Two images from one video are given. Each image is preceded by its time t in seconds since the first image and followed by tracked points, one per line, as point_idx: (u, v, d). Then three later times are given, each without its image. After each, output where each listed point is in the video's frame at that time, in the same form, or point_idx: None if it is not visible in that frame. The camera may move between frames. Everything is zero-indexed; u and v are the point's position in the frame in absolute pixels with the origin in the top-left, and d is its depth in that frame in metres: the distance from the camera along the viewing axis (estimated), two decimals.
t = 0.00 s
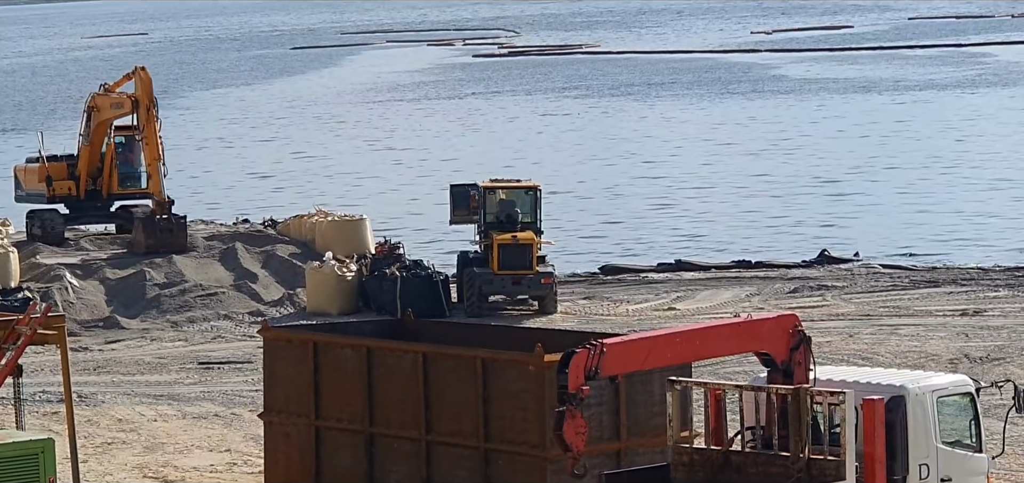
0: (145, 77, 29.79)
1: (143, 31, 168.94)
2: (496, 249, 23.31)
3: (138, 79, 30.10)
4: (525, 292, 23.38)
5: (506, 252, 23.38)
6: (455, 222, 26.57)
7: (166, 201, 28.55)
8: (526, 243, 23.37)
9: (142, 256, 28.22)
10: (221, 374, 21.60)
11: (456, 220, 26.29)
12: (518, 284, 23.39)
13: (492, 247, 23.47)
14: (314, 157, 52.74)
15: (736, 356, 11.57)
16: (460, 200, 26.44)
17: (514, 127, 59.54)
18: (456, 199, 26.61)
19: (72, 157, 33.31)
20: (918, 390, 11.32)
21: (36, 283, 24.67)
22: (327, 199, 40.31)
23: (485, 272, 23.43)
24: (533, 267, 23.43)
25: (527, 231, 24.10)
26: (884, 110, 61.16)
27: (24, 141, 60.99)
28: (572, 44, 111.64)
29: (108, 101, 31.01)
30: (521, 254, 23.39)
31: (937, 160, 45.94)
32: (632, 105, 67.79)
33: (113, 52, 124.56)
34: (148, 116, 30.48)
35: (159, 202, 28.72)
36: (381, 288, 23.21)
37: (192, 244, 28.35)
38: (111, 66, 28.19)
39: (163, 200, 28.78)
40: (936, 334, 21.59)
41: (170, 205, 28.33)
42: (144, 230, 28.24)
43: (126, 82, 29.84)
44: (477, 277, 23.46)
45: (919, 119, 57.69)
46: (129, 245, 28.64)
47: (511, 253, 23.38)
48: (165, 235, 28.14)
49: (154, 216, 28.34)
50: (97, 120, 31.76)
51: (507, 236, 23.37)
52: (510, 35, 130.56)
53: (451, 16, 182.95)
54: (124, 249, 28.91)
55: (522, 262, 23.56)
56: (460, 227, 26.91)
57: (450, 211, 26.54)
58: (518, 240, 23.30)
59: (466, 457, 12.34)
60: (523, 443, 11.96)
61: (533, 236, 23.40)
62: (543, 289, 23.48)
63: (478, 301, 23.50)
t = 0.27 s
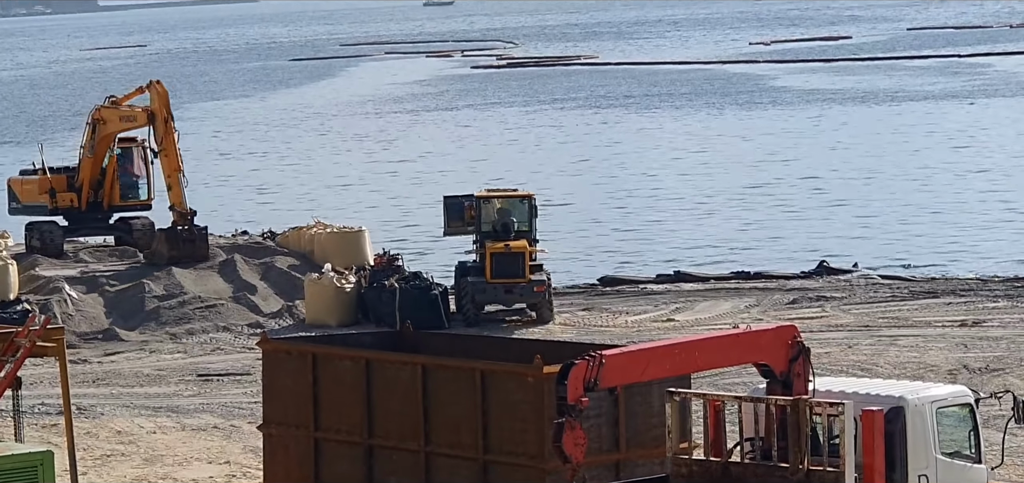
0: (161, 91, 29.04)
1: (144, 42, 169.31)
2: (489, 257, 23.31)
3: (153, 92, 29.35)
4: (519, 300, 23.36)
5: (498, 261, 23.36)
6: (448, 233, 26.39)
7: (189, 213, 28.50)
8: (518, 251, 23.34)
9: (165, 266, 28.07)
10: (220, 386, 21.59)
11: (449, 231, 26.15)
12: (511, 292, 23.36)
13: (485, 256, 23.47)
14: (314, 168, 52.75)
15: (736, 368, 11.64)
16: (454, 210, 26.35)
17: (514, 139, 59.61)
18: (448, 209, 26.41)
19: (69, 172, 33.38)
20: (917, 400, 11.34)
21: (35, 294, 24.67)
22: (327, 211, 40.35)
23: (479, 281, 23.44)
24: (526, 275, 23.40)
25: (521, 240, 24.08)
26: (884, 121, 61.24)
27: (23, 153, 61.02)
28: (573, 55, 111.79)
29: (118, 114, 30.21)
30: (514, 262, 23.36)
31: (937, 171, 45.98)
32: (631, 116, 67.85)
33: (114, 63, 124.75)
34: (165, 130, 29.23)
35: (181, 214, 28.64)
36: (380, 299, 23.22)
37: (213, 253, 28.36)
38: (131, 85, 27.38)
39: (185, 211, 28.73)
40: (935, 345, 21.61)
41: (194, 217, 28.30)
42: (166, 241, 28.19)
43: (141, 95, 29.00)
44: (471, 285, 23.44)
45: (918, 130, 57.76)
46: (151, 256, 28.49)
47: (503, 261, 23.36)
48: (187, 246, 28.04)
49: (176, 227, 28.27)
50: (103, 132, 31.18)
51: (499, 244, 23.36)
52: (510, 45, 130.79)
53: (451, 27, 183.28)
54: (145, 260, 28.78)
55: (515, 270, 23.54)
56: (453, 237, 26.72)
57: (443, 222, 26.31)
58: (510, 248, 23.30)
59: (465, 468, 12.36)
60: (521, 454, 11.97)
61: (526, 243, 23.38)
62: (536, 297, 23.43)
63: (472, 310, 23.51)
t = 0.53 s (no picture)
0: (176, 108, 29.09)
1: (148, 53, 169.59)
2: (490, 269, 23.31)
3: (166, 107, 29.40)
4: (520, 312, 23.38)
5: (499, 272, 23.36)
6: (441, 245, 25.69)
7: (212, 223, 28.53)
8: (519, 262, 23.33)
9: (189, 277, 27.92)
10: (221, 397, 21.58)
11: (442, 242, 25.57)
12: (512, 303, 23.37)
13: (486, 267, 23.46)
14: (316, 180, 52.79)
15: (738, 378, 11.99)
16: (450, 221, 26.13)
17: (516, 150, 59.62)
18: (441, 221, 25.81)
19: (69, 183, 33.44)
20: (918, 413, 11.36)
21: (36, 306, 24.65)
22: (328, 223, 40.37)
23: (480, 292, 23.43)
24: (527, 286, 23.42)
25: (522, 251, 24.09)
26: (886, 133, 61.24)
27: (25, 165, 61.07)
28: (574, 67, 111.73)
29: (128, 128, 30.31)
30: (515, 273, 23.36)
31: (938, 183, 45.97)
32: (633, 127, 67.89)
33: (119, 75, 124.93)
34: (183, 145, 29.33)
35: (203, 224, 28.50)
36: (380, 311, 23.19)
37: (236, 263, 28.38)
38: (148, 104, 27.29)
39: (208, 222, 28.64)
40: (937, 357, 21.61)
41: (218, 226, 28.29)
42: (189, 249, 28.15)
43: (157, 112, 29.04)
44: (472, 296, 23.42)
45: (920, 142, 57.75)
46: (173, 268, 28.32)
47: (505, 273, 23.36)
48: (212, 256, 28.06)
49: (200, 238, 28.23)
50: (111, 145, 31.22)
51: (500, 256, 23.35)
52: (513, 57, 131.02)
53: (455, 39, 183.59)
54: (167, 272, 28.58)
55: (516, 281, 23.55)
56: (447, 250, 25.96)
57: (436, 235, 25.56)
58: (511, 259, 23.29)
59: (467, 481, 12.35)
60: (522, 466, 11.94)
61: (527, 255, 23.36)
62: (537, 307, 23.45)
63: (473, 320, 23.50)
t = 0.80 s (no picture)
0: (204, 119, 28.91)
1: (162, 61, 169.86)
2: (508, 274, 23.32)
3: (192, 117, 29.24)
4: (537, 316, 23.48)
5: (517, 277, 23.38)
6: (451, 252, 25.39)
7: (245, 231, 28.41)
8: (537, 267, 23.34)
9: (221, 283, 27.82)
10: (236, 405, 21.58)
11: (454, 250, 25.22)
12: (530, 308, 23.45)
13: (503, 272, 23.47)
14: (329, 188, 52.80)
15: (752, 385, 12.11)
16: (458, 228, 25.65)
17: (529, 158, 59.70)
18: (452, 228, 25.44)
19: (84, 189, 33.59)
20: (933, 420, 11.51)
21: (51, 313, 24.65)
22: (342, 229, 40.42)
23: (497, 297, 23.41)
24: (544, 291, 23.48)
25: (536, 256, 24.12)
26: (898, 141, 61.21)
27: (38, 173, 61.16)
28: (588, 74, 111.79)
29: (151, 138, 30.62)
30: (532, 277, 23.39)
31: (952, 190, 45.94)
32: (647, 135, 67.90)
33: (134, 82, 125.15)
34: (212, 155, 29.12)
35: (236, 232, 28.34)
36: (395, 318, 23.15)
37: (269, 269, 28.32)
38: (173, 116, 27.09)
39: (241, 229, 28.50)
40: (952, 364, 21.59)
41: (251, 234, 28.23)
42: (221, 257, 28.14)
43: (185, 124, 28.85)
44: (490, 301, 23.43)
45: (933, 149, 57.72)
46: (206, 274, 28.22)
47: (522, 278, 23.38)
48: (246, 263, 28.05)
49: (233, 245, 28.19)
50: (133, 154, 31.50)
51: (517, 261, 23.35)
52: (526, 65, 131.17)
53: (468, 46, 183.77)
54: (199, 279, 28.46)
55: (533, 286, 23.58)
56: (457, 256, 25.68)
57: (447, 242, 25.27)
58: (528, 264, 23.29)
59: None
60: (538, 473, 12.15)
61: (543, 260, 23.37)
62: (554, 312, 23.56)
63: (490, 326, 23.52)
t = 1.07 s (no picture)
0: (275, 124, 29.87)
1: (226, 62, 171.14)
2: (570, 270, 23.44)
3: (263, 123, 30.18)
4: (601, 312, 23.56)
5: (580, 273, 23.49)
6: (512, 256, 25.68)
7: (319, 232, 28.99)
8: (599, 263, 23.44)
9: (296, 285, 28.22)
10: (300, 404, 21.57)
11: (515, 253, 25.48)
12: (593, 304, 23.53)
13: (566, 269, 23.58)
14: (387, 188, 52.98)
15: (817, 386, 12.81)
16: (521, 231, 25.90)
17: (588, 158, 59.70)
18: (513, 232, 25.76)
19: (147, 189, 33.76)
20: (996, 423, 12.19)
21: (115, 312, 24.73)
22: (401, 229, 40.57)
23: (559, 294, 23.55)
24: (606, 287, 23.61)
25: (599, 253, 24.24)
26: (960, 142, 60.76)
27: (98, 172, 61.77)
28: (653, 75, 111.46)
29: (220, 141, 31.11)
30: (594, 273, 23.48)
31: (1014, 192, 45.57)
32: (708, 136, 67.81)
33: (199, 83, 126.07)
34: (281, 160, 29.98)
35: (311, 233, 28.99)
36: (459, 318, 23.19)
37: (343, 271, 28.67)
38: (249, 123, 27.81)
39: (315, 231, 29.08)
40: (1017, 366, 21.44)
41: (326, 237, 28.63)
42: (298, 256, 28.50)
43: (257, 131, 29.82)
44: (553, 298, 23.52)
45: (996, 151, 57.25)
46: (280, 275, 28.58)
47: (584, 274, 23.50)
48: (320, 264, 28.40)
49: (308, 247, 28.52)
50: (199, 156, 31.90)
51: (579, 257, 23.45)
52: (590, 66, 130.98)
53: (537, 46, 183.68)
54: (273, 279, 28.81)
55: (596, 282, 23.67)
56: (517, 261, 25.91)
57: (508, 245, 25.58)
58: (591, 260, 23.39)
59: None
60: (599, 472, 12.70)
61: (606, 256, 23.48)
62: (618, 307, 23.64)
63: (552, 323, 23.60)
